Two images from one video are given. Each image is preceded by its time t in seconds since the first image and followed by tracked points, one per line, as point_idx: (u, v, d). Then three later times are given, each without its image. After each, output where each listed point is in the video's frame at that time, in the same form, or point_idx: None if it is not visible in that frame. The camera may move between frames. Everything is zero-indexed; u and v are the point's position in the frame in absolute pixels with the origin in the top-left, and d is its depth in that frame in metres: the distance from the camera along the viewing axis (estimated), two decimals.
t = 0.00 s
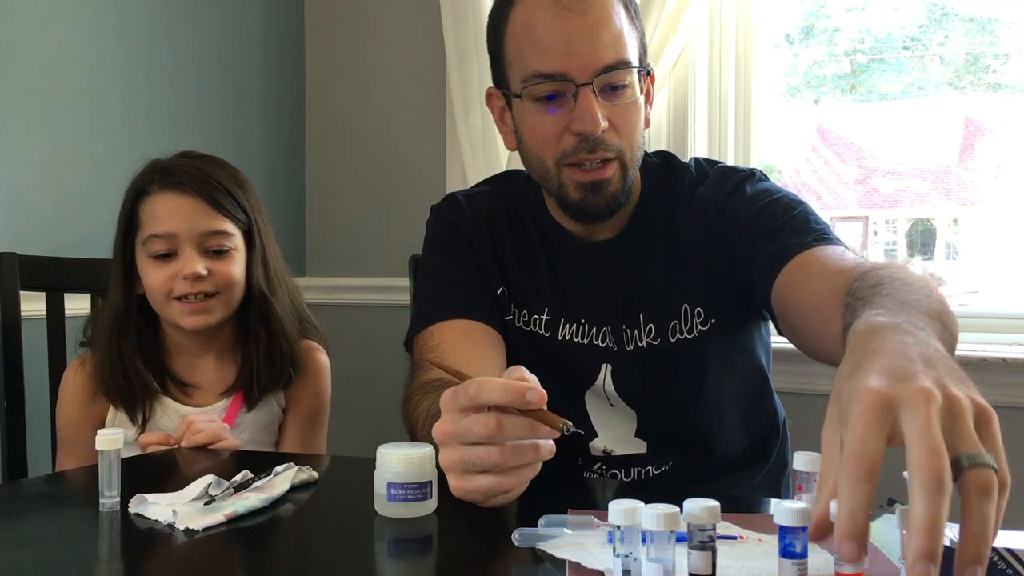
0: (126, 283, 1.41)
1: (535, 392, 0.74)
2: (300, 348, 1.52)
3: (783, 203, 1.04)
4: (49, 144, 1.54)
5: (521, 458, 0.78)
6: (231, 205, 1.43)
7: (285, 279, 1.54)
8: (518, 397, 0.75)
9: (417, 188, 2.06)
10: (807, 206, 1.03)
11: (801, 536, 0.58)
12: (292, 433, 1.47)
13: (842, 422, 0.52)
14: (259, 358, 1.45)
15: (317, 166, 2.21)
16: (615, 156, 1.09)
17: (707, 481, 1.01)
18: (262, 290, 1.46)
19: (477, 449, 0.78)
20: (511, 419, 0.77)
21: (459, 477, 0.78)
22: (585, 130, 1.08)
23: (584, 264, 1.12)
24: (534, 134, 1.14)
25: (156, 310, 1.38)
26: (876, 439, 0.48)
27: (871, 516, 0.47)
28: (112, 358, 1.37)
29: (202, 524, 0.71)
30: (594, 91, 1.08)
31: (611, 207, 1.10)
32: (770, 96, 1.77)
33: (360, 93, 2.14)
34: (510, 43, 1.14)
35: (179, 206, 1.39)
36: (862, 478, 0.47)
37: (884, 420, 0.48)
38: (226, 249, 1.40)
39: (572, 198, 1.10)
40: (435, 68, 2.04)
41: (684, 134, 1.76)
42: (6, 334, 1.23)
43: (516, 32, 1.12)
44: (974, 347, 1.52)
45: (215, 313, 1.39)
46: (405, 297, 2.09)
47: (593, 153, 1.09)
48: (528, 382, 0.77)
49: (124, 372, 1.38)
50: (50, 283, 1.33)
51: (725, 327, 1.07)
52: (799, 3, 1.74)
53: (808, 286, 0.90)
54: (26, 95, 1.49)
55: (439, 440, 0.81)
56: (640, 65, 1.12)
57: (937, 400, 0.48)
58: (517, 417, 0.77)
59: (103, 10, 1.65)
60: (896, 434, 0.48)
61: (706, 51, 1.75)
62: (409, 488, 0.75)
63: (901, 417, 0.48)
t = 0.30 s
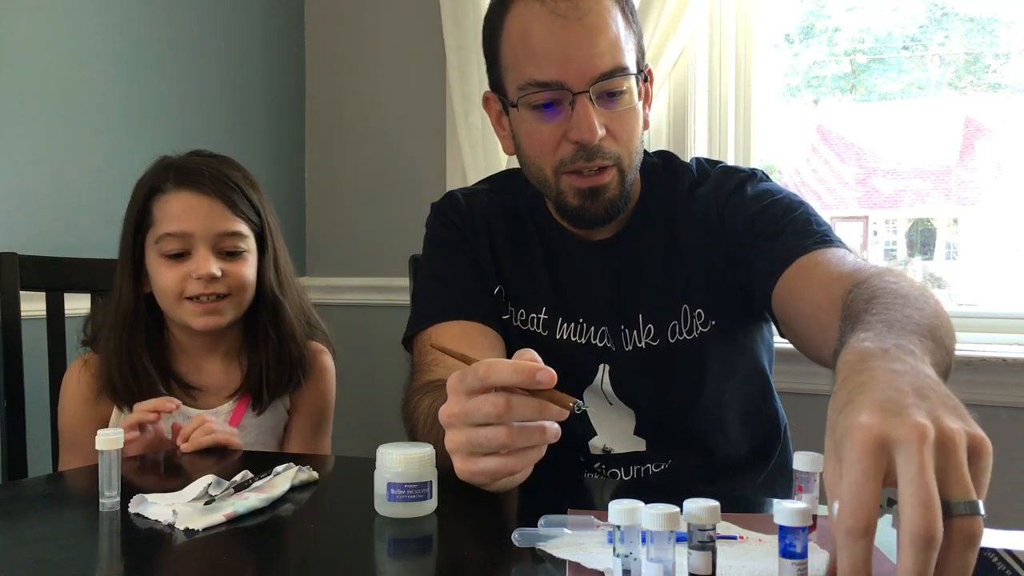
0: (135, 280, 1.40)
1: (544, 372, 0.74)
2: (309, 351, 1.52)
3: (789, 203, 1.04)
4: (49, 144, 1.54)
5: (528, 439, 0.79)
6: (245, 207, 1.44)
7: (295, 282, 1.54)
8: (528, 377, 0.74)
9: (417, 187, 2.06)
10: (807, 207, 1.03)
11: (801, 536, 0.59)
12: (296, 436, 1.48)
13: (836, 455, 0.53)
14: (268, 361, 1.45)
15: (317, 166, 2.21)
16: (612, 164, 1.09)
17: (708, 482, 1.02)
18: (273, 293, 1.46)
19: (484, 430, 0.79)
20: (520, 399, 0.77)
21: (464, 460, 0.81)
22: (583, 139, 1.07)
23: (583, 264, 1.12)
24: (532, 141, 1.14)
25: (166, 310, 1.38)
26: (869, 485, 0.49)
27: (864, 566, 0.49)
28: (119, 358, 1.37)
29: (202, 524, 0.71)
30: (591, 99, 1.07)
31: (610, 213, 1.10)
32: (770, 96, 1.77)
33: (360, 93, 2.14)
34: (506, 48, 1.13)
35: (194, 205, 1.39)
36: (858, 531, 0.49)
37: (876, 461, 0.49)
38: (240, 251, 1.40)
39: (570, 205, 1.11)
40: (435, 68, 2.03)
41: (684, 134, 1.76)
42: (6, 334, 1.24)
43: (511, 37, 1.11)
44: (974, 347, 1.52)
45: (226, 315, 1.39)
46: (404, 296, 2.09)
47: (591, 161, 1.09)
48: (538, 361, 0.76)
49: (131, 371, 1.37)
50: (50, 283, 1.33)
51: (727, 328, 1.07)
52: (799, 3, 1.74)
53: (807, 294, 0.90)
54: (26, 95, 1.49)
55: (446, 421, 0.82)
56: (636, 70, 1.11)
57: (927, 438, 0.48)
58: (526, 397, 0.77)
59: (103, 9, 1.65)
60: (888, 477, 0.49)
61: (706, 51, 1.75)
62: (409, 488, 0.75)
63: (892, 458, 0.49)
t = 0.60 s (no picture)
0: (142, 271, 1.40)
1: (541, 368, 0.75)
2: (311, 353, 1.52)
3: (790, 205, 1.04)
4: (49, 145, 1.54)
5: (524, 434, 0.79)
6: (257, 205, 1.45)
7: (300, 283, 1.54)
8: (526, 372, 0.75)
9: (416, 187, 2.06)
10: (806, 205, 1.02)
11: (801, 536, 0.59)
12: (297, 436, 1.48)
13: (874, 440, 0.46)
14: (270, 360, 1.45)
15: (317, 167, 2.21)
16: (614, 167, 1.09)
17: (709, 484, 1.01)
18: (281, 292, 1.47)
19: (481, 425, 0.79)
20: (518, 395, 0.78)
21: (462, 455, 0.81)
22: (583, 142, 1.08)
23: (583, 266, 1.12)
24: (533, 144, 1.14)
25: (172, 304, 1.37)
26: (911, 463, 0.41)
27: (911, 554, 0.40)
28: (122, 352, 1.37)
29: (202, 524, 0.71)
30: (592, 103, 1.08)
31: (611, 215, 1.10)
32: (770, 96, 1.77)
33: (360, 92, 2.14)
34: (506, 50, 1.13)
35: (210, 201, 1.39)
36: (906, 513, 0.40)
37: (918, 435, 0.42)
38: (251, 250, 1.41)
39: (571, 207, 1.11)
40: (435, 68, 2.03)
41: (684, 134, 1.76)
42: (6, 334, 1.23)
43: (511, 37, 1.11)
44: (974, 347, 1.52)
45: (234, 312, 1.39)
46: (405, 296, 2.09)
47: (592, 164, 1.09)
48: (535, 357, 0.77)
49: (133, 364, 1.37)
50: (50, 283, 1.33)
51: (727, 331, 1.07)
52: (799, 3, 1.74)
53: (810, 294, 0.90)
54: (27, 95, 1.49)
55: (443, 416, 0.83)
56: (636, 72, 1.11)
57: (983, 412, 0.41)
58: (524, 392, 0.77)
59: (103, 10, 1.65)
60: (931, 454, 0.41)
61: (706, 51, 1.75)
62: (409, 488, 0.75)
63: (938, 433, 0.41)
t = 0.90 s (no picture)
0: (142, 273, 1.39)
1: (536, 359, 0.75)
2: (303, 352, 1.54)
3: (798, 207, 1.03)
4: (49, 144, 1.54)
5: (519, 425, 0.79)
6: (257, 207, 1.46)
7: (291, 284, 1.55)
8: (520, 364, 0.75)
9: (416, 187, 2.06)
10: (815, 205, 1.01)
11: (801, 536, 0.59)
12: (290, 435, 1.49)
13: (888, 385, 0.47)
14: (261, 359, 1.47)
15: (317, 167, 2.21)
16: (606, 173, 1.09)
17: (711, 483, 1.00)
18: (275, 294, 1.49)
19: (478, 416, 0.80)
20: (513, 386, 0.78)
21: (460, 446, 0.82)
22: (573, 147, 1.07)
23: (584, 268, 1.12)
24: (526, 147, 1.13)
25: (175, 307, 1.37)
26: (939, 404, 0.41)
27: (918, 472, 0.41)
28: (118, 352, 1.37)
29: (202, 524, 0.71)
30: (583, 107, 1.07)
31: (603, 221, 1.11)
32: (770, 96, 1.78)
33: (361, 92, 2.14)
34: (501, 52, 1.12)
35: (218, 208, 1.39)
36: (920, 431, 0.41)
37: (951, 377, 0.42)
38: (255, 256, 1.42)
39: (565, 211, 1.11)
40: (435, 68, 2.03)
41: (684, 134, 1.76)
42: (6, 334, 1.23)
43: (507, 41, 1.10)
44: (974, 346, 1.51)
45: (235, 317, 1.40)
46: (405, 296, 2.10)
47: (583, 170, 1.09)
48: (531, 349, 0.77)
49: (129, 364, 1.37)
50: (50, 283, 1.33)
51: (727, 335, 1.07)
52: (799, 3, 1.74)
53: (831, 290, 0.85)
54: (27, 95, 1.49)
55: (440, 407, 0.83)
56: (633, 74, 1.10)
57: (1006, 352, 0.41)
58: (519, 384, 0.78)
59: (104, 9, 1.65)
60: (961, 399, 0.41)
61: (706, 51, 1.75)
62: (409, 488, 0.75)
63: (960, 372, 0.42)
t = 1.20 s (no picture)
0: (139, 275, 1.40)
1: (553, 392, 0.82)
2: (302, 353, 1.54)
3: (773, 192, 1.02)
4: (49, 144, 1.54)
5: (530, 448, 0.83)
6: (254, 209, 1.46)
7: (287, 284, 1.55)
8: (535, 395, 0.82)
9: (416, 186, 2.06)
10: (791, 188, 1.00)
11: (801, 536, 0.59)
12: (291, 434, 1.48)
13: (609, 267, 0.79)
14: (260, 360, 1.47)
15: (317, 167, 2.21)
16: (576, 167, 1.10)
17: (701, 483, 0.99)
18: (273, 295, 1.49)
19: (491, 434, 0.83)
20: (529, 413, 0.83)
21: (468, 459, 0.84)
22: (538, 143, 1.09)
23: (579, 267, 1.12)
24: (503, 144, 1.16)
25: (174, 309, 1.37)
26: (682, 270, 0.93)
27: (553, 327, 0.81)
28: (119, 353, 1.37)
29: (202, 524, 0.71)
30: (546, 104, 1.09)
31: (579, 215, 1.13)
32: (770, 96, 1.78)
33: (361, 92, 2.14)
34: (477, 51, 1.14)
35: (214, 209, 1.40)
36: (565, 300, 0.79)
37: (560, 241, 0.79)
38: (251, 256, 1.43)
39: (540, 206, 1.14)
40: (435, 68, 2.03)
41: (684, 134, 1.77)
42: (6, 334, 1.23)
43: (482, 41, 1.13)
44: (973, 347, 1.51)
45: (233, 318, 1.40)
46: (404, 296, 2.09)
47: (553, 165, 1.10)
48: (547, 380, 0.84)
49: (130, 367, 1.37)
50: (50, 283, 1.33)
51: (721, 325, 1.08)
52: (799, 3, 1.74)
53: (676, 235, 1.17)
54: (27, 94, 1.50)
55: (455, 417, 0.86)
56: (605, 69, 1.10)
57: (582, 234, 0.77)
58: (534, 410, 0.83)
59: (104, 9, 1.65)
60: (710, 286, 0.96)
61: (707, 51, 1.77)
62: (409, 488, 0.75)
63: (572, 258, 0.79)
